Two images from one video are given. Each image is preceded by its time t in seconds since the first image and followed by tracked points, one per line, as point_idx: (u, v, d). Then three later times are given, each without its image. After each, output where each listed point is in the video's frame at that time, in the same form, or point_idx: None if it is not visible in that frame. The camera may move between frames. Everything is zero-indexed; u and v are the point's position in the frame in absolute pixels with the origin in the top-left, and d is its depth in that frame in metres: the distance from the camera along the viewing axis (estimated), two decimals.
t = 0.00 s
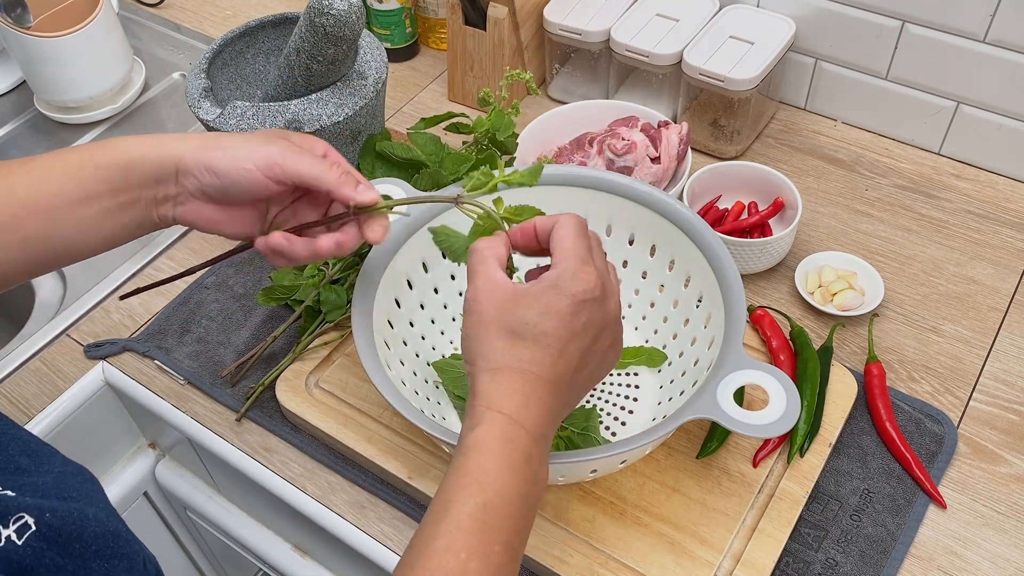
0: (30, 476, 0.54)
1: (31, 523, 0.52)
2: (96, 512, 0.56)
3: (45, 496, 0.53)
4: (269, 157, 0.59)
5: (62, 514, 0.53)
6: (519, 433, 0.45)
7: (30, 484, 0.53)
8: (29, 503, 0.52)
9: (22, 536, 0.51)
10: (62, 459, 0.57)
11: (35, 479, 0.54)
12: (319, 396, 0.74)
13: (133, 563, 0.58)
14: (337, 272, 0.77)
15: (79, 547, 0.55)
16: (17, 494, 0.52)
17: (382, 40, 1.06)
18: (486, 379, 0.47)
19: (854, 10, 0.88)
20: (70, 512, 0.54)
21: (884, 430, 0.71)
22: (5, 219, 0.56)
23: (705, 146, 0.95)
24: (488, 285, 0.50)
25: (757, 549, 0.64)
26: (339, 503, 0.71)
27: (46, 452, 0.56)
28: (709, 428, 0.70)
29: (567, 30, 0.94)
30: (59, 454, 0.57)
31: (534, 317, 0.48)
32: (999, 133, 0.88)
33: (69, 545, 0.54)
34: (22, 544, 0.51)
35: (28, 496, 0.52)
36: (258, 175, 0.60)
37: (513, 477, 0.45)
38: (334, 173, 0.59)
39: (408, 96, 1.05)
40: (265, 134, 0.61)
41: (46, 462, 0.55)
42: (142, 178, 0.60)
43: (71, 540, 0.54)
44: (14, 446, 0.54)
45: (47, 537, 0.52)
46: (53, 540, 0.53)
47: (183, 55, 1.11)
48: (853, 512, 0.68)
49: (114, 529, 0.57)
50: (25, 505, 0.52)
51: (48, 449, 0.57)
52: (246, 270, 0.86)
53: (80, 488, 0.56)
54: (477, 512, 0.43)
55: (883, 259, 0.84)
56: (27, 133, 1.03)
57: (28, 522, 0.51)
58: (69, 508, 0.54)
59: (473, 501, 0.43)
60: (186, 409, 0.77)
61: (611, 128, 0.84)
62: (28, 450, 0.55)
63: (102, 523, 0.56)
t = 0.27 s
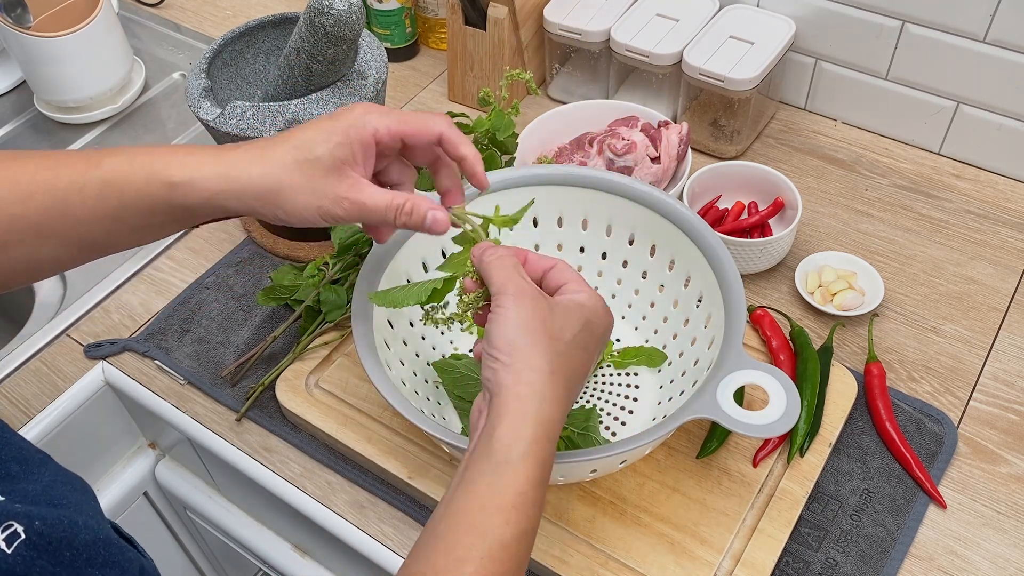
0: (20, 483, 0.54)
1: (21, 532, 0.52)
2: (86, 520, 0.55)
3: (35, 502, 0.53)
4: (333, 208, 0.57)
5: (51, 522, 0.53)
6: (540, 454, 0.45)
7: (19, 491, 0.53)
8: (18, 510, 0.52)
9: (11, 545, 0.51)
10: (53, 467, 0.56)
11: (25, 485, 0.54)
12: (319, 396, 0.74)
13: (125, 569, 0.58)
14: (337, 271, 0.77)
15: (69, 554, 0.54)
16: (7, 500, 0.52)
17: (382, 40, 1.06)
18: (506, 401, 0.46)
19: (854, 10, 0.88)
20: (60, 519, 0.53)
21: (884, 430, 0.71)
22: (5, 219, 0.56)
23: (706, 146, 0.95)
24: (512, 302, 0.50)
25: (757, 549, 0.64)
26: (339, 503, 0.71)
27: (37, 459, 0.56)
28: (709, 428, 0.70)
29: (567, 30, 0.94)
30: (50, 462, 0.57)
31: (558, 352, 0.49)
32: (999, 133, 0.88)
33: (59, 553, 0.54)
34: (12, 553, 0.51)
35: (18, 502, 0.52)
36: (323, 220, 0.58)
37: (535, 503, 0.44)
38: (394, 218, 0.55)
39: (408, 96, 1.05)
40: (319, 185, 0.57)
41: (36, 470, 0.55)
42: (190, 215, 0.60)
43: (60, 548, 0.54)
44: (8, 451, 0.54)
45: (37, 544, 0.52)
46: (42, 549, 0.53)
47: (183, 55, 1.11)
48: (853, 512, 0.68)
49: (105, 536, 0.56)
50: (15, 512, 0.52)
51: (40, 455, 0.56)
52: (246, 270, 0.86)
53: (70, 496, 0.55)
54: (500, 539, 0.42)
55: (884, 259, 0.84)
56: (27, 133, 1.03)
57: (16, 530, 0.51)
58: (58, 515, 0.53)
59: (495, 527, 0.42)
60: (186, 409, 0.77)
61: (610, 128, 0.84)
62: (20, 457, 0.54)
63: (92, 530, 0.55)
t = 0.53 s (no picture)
0: (24, 484, 0.53)
1: (27, 537, 0.51)
2: (91, 523, 0.55)
3: (40, 506, 0.53)
4: (369, 237, 0.59)
5: (56, 527, 0.52)
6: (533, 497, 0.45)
7: (25, 493, 0.53)
8: (24, 515, 0.51)
9: (17, 550, 0.51)
10: (57, 469, 0.56)
11: (30, 487, 0.54)
12: (319, 396, 0.74)
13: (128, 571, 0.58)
14: (337, 271, 0.77)
15: (74, 559, 0.54)
16: (13, 505, 0.52)
17: (382, 40, 1.06)
18: (507, 443, 0.46)
19: (853, 10, 0.88)
20: (65, 523, 0.53)
21: (884, 430, 0.71)
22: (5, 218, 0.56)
23: (705, 146, 0.95)
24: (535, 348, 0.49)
25: (757, 549, 0.64)
26: (339, 503, 0.71)
27: (41, 461, 0.56)
28: (709, 427, 0.70)
29: (567, 30, 0.94)
30: (54, 463, 0.57)
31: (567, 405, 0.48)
32: (999, 134, 0.88)
33: (65, 557, 0.53)
34: (17, 558, 0.51)
35: (23, 507, 0.52)
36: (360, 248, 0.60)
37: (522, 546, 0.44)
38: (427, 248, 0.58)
39: (408, 96, 1.05)
40: (357, 214, 0.58)
41: (40, 471, 0.55)
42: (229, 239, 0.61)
43: (66, 553, 0.53)
44: (11, 452, 0.54)
45: (43, 549, 0.52)
46: (48, 554, 0.52)
47: (183, 55, 1.11)
48: (853, 512, 0.68)
49: (110, 539, 0.57)
50: (21, 518, 0.51)
51: (45, 457, 0.57)
52: (246, 270, 0.86)
53: (74, 499, 0.55)
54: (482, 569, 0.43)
55: (883, 259, 0.84)
56: (27, 133, 1.03)
57: (23, 536, 0.51)
58: (63, 519, 0.53)
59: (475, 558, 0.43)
60: (186, 409, 0.77)
61: (611, 128, 0.84)
62: (23, 458, 0.55)
63: (98, 534, 0.55)
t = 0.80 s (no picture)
0: (30, 483, 0.53)
1: (34, 537, 0.51)
2: (98, 522, 0.55)
3: (46, 505, 0.53)
4: (400, 211, 0.58)
5: (64, 526, 0.53)
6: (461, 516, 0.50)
7: (32, 491, 0.52)
8: (32, 515, 0.52)
9: (26, 550, 0.51)
10: (63, 467, 0.56)
11: (35, 486, 0.53)
12: (319, 396, 0.74)
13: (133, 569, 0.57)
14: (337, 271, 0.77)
15: (81, 557, 0.54)
16: (20, 504, 0.52)
17: (381, 40, 1.06)
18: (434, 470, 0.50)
19: (854, 10, 0.88)
20: (71, 523, 0.53)
21: (884, 430, 0.71)
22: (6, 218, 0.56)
23: (705, 146, 0.95)
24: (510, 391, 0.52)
25: (757, 549, 0.64)
26: (339, 503, 0.71)
27: (47, 459, 0.55)
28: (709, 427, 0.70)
29: (567, 30, 0.94)
30: (59, 462, 0.56)
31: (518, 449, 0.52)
32: (999, 134, 0.88)
33: (72, 556, 0.54)
34: (26, 558, 0.51)
35: (31, 506, 0.52)
36: (395, 229, 0.59)
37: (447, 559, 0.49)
38: (464, 218, 0.59)
39: (408, 96, 1.05)
40: (386, 192, 0.58)
41: (46, 471, 0.54)
42: (266, 244, 0.59)
43: (73, 552, 0.54)
44: (18, 450, 0.54)
45: (51, 549, 0.52)
46: (55, 553, 0.53)
47: (183, 55, 1.11)
48: (853, 512, 0.68)
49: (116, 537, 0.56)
50: (28, 517, 0.51)
51: (49, 455, 0.56)
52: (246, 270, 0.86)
53: (80, 497, 0.55)
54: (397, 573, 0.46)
55: (883, 259, 0.84)
56: (28, 133, 1.02)
57: (30, 536, 0.51)
58: (69, 518, 0.53)
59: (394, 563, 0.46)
60: (186, 409, 0.77)
61: (611, 128, 0.84)
62: (30, 457, 0.54)
63: (103, 532, 0.55)
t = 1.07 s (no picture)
0: (32, 483, 0.54)
1: (36, 538, 0.51)
2: (99, 522, 0.55)
3: (48, 505, 0.53)
4: (418, 213, 0.57)
5: (65, 527, 0.52)
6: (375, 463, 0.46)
7: (33, 492, 0.53)
8: (33, 516, 0.51)
9: (27, 551, 0.50)
10: (63, 468, 0.57)
11: (38, 486, 0.54)
12: (319, 396, 0.74)
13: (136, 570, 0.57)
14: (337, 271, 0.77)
15: (82, 558, 0.53)
16: (22, 505, 0.52)
17: (382, 40, 1.06)
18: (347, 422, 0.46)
19: (853, 10, 0.88)
20: (73, 523, 0.53)
21: (884, 430, 0.71)
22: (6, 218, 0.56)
23: (705, 146, 0.95)
24: (392, 313, 0.50)
25: (757, 549, 0.64)
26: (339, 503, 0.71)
27: (49, 459, 0.56)
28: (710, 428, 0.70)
29: (567, 30, 0.94)
30: (61, 462, 0.57)
31: (428, 361, 0.48)
32: (999, 134, 0.88)
33: (74, 556, 0.53)
34: (27, 559, 0.50)
35: (32, 508, 0.52)
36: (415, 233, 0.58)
37: (369, 510, 0.45)
38: (481, 212, 0.58)
39: (408, 96, 1.05)
40: (400, 196, 0.57)
41: (48, 471, 0.55)
42: (287, 261, 0.58)
43: (74, 553, 0.53)
44: (21, 450, 0.54)
45: (52, 550, 0.51)
46: (57, 554, 0.52)
47: (183, 54, 1.11)
48: (853, 512, 0.68)
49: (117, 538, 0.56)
50: (30, 518, 0.51)
51: (51, 456, 0.57)
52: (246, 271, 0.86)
53: (82, 497, 0.56)
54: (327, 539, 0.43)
55: (884, 259, 0.84)
56: (28, 133, 1.03)
57: (32, 536, 0.51)
58: (72, 518, 0.53)
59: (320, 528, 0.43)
60: (186, 409, 0.77)
61: (611, 128, 0.84)
62: (32, 457, 0.55)
63: (105, 532, 0.55)
